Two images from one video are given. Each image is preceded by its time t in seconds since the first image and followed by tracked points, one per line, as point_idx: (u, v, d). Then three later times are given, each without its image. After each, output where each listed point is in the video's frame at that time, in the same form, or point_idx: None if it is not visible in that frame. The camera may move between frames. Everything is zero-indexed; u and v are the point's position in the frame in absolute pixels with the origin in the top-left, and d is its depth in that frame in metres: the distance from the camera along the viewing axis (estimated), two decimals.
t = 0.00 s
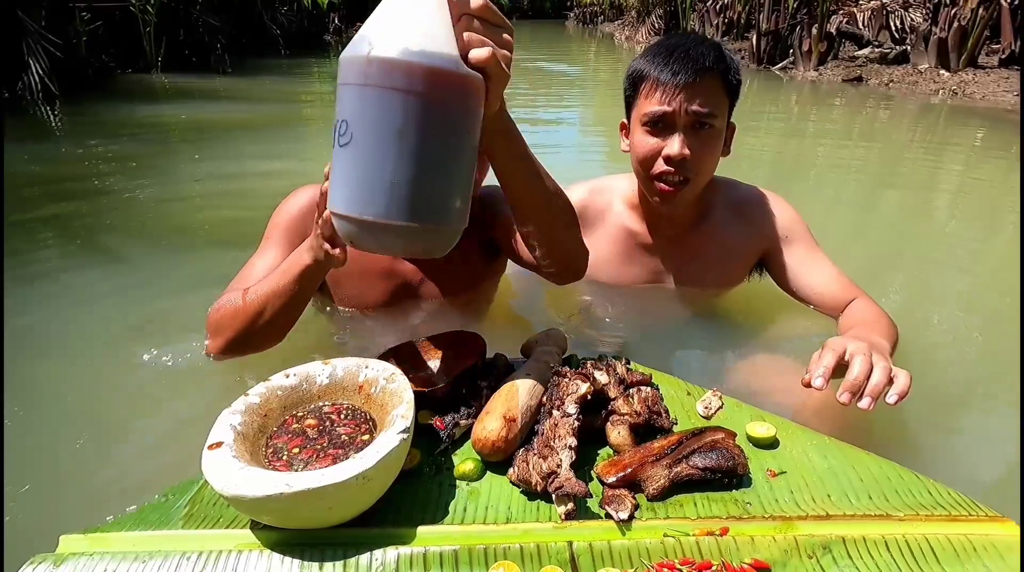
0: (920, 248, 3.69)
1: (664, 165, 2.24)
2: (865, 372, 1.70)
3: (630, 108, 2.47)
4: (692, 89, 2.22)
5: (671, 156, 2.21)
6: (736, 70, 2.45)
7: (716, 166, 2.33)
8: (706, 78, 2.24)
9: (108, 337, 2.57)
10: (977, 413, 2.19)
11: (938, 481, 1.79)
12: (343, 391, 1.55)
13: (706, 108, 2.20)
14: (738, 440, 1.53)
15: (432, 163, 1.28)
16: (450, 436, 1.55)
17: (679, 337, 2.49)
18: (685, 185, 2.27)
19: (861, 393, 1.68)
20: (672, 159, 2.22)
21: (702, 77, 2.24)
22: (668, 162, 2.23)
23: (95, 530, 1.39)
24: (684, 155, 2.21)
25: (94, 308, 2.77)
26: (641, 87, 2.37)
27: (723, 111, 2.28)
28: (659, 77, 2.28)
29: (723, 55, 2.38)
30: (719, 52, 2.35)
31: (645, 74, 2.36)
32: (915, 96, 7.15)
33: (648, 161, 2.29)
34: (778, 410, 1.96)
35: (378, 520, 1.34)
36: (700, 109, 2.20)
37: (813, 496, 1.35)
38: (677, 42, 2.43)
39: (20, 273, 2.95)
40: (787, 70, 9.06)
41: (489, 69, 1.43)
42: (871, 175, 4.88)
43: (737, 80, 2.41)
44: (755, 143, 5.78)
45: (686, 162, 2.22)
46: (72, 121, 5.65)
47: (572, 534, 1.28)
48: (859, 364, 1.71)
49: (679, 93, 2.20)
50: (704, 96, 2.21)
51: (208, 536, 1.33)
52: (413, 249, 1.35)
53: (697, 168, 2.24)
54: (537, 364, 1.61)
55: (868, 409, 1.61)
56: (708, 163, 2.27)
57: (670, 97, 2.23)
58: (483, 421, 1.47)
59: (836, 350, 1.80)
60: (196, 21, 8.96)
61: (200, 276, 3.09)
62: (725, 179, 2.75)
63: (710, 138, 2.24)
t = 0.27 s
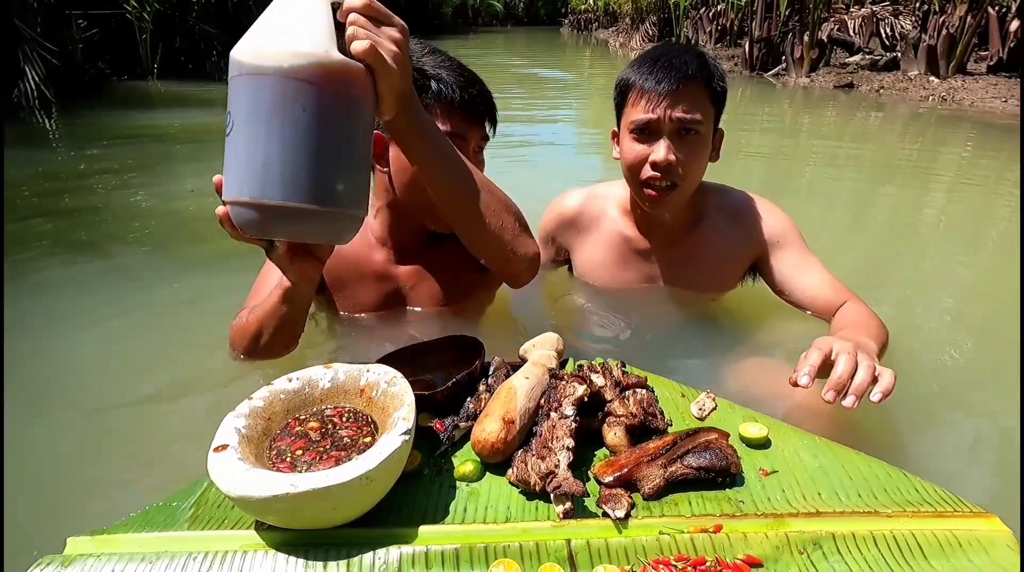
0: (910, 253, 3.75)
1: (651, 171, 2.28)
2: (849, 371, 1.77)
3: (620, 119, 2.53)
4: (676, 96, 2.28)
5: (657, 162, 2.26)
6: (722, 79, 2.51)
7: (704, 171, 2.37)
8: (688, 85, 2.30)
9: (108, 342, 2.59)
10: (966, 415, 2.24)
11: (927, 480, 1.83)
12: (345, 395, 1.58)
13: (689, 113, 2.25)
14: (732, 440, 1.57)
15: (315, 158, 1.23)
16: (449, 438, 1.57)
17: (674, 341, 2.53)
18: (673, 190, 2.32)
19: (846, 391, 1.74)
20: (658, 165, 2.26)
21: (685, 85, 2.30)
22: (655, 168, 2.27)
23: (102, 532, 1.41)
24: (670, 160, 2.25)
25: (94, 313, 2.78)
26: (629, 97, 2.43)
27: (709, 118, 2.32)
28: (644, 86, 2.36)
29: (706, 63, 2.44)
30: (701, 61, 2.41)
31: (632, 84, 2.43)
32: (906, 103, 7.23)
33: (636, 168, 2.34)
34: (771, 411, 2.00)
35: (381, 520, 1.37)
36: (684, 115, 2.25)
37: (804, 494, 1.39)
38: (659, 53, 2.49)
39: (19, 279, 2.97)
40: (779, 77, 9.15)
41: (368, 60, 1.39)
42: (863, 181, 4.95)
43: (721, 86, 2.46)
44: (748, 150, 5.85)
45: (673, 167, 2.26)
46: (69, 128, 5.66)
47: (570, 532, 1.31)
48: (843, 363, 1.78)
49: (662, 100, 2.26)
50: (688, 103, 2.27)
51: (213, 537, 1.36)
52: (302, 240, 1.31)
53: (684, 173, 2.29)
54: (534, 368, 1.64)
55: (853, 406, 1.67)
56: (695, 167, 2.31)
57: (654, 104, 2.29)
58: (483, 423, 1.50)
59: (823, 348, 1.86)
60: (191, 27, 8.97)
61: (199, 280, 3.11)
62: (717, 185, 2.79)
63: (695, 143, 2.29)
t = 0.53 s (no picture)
0: (900, 256, 3.80)
1: (626, 181, 2.35)
2: (831, 374, 1.79)
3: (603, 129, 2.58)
4: (651, 108, 2.32)
5: (632, 173, 2.32)
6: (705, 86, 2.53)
7: (682, 180, 2.42)
8: (663, 98, 2.33)
9: (108, 346, 2.60)
10: (954, 417, 2.28)
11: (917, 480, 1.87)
12: (346, 399, 1.61)
13: (661, 125, 2.30)
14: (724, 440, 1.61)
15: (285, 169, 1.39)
16: (449, 441, 1.60)
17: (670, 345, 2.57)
18: (650, 200, 2.38)
19: (828, 393, 1.77)
20: (632, 176, 2.33)
21: (663, 97, 2.34)
22: (631, 178, 2.33)
23: (107, 535, 1.42)
24: (644, 171, 2.31)
25: (92, 319, 2.79)
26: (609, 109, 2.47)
27: (685, 129, 2.36)
28: (622, 97, 2.40)
29: (685, 74, 2.46)
30: (678, 72, 2.43)
31: (613, 95, 2.47)
32: (896, 108, 7.31)
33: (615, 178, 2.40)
34: (765, 413, 2.04)
35: (382, 521, 1.39)
36: (659, 127, 2.30)
37: (795, 492, 1.43)
38: (639, 63, 2.53)
39: (17, 284, 2.98)
40: (772, 82, 9.24)
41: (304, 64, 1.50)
42: (854, 185, 5.00)
43: (701, 95, 2.48)
44: (741, 154, 5.90)
45: (648, 177, 2.32)
46: (64, 134, 5.66)
47: (568, 530, 1.34)
48: (825, 365, 1.81)
49: (635, 112, 2.31)
50: (662, 115, 2.31)
51: (218, 538, 1.38)
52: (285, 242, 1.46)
53: (660, 183, 2.34)
54: (531, 370, 1.68)
55: (835, 409, 1.69)
56: (670, 178, 2.36)
57: (629, 116, 2.33)
58: (482, 426, 1.53)
59: (806, 353, 1.88)
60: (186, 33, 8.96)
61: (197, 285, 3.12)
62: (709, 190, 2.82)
63: (670, 154, 2.34)
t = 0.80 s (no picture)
0: (891, 253, 3.84)
1: (611, 180, 2.38)
2: (811, 368, 1.85)
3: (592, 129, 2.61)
4: (636, 108, 2.35)
5: (618, 172, 2.35)
6: (693, 89, 2.55)
7: (667, 179, 2.44)
8: (647, 97, 2.36)
9: (104, 345, 2.60)
10: (943, 414, 2.32)
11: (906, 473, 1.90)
12: (343, 395, 1.63)
13: (645, 124, 2.33)
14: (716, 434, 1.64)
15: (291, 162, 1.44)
16: (445, 437, 1.63)
17: (664, 342, 2.60)
18: (635, 198, 2.41)
19: (809, 387, 1.83)
20: (618, 174, 2.36)
21: (649, 97, 2.37)
22: (616, 177, 2.36)
23: (106, 533, 1.42)
24: (629, 169, 2.34)
25: (87, 319, 2.78)
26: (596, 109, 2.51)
27: (671, 129, 2.39)
28: (609, 98, 2.43)
29: (669, 74, 2.48)
30: (662, 71, 2.46)
31: (600, 96, 2.50)
32: (887, 107, 7.36)
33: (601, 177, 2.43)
34: (757, 409, 2.07)
35: (380, 516, 1.41)
36: (642, 127, 2.33)
37: (785, 484, 1.47)
38: (625, 64, 2.56)
39: (11, 284, 2.96)
40: (764, 81, 9.29)
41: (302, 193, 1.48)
42: (845, 184, 5.04)
43: (686, 95, 2.50)
44: (733, 153, 5.94)
45: (632, 176, 2.35)
46: (55, 135, 5.62)
47: (562, 523, 1.37)
48: (806, 360, 1.87)
49: (621, 111, 2.34)
50: (645, 115, 2.34)
51: (217, 533, 1.38)
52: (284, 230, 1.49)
53: (644, 181, 2.37)
54: (526, 367, 1.70)
55: (814, 403, 1.76)
56: (654, 177, 2.39)
57: (615, 116, 2.36)
58: (478, 421, 1.56)
59: (787, 348, 1.94)
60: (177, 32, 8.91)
61: (192, 284, 3.12)
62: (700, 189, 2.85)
63: (655, 153, 2.36)
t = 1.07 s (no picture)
0: (886, 250, 3.86)
1: (609, 174, 2.37)
2: (802, 366, 1.87)
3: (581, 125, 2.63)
4: (631, 100, 2.37)
5: (615, 166, 2.35)
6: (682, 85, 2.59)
7: (662, 173, 2.45)
8: (642, 92, 2.39)
9: (104, 342, 2.60)
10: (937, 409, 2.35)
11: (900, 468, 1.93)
12: (343, 390, 1.65)
13: (641, 116, 2.35)
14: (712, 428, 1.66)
15: (306, 143, 1.47)
16: (445, 431, 1.64)
17: (662, 339, 2.62)
18: (632, 192, 2.41)
19: (800, 386, 1.84)
20: (615, 168, 2.35)
21: (642, 90, 2.39)
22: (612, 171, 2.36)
23: (109, 526, 1.43)
24: (628, 163, 2.34)
25: (86, 315, 2.78)
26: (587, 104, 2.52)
27: (664, 122, 2.41)
28: (602, 92, 2.44)
29: (659, 70, 2.52)
30: (652, 67, 2.49)
31: (591, 91, 2.52)
32: (884, 104, 7.38)
33: (595, 172, 2.43)
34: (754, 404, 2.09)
35: (381, 509, 1.43)
36: (638, 120, 2.35)
37: (780, 476, 1.49)
38: (615, 60, 2.59)
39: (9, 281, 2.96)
40: (761, 78, 9.30)
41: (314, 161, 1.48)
42: (842, 181, 5.06)
43: (676, 90, 2.54)
44: (730, 151, 5.95)
45: (630, 170, 2.36)
46: (52, 133, 5.61)
47: (561, 515, 1.39)
48: (796, 358, 1.88)
49: (616, 104, 2.35)
50: (641, 109, 2.36)
51: (220, 526, 1.40)
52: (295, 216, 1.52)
53: (642, 174, 2.38)
54: (525, 362, 1.72)
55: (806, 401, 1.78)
56: (650, 171, 2.40)
57: (610, 109, 2.37)
58: (477, 416, 1.58)
59: (778, 346, 1.95)
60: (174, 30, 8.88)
61: (191, 281, 3.12)
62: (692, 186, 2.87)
63: (650, 146, 2.38)
